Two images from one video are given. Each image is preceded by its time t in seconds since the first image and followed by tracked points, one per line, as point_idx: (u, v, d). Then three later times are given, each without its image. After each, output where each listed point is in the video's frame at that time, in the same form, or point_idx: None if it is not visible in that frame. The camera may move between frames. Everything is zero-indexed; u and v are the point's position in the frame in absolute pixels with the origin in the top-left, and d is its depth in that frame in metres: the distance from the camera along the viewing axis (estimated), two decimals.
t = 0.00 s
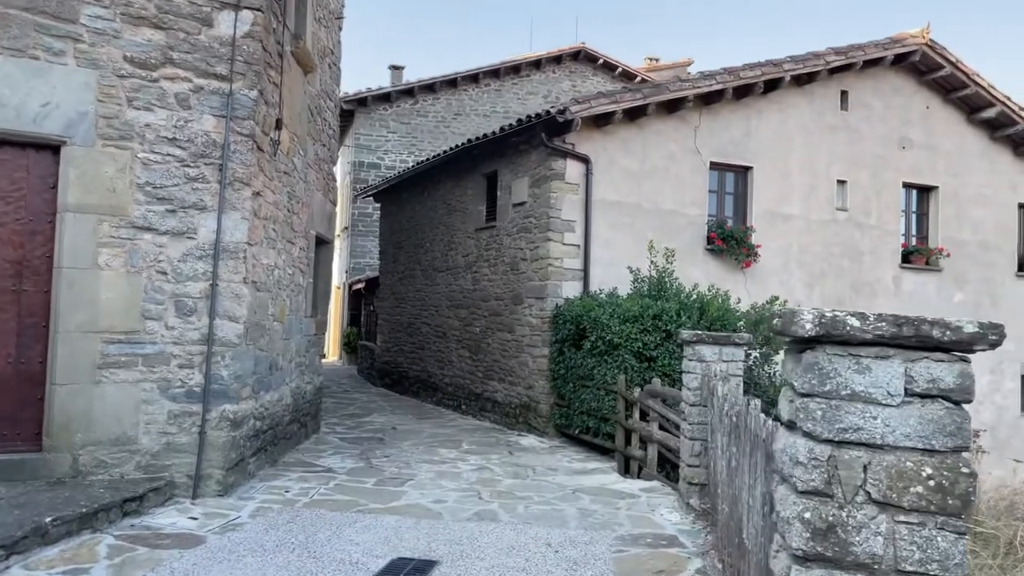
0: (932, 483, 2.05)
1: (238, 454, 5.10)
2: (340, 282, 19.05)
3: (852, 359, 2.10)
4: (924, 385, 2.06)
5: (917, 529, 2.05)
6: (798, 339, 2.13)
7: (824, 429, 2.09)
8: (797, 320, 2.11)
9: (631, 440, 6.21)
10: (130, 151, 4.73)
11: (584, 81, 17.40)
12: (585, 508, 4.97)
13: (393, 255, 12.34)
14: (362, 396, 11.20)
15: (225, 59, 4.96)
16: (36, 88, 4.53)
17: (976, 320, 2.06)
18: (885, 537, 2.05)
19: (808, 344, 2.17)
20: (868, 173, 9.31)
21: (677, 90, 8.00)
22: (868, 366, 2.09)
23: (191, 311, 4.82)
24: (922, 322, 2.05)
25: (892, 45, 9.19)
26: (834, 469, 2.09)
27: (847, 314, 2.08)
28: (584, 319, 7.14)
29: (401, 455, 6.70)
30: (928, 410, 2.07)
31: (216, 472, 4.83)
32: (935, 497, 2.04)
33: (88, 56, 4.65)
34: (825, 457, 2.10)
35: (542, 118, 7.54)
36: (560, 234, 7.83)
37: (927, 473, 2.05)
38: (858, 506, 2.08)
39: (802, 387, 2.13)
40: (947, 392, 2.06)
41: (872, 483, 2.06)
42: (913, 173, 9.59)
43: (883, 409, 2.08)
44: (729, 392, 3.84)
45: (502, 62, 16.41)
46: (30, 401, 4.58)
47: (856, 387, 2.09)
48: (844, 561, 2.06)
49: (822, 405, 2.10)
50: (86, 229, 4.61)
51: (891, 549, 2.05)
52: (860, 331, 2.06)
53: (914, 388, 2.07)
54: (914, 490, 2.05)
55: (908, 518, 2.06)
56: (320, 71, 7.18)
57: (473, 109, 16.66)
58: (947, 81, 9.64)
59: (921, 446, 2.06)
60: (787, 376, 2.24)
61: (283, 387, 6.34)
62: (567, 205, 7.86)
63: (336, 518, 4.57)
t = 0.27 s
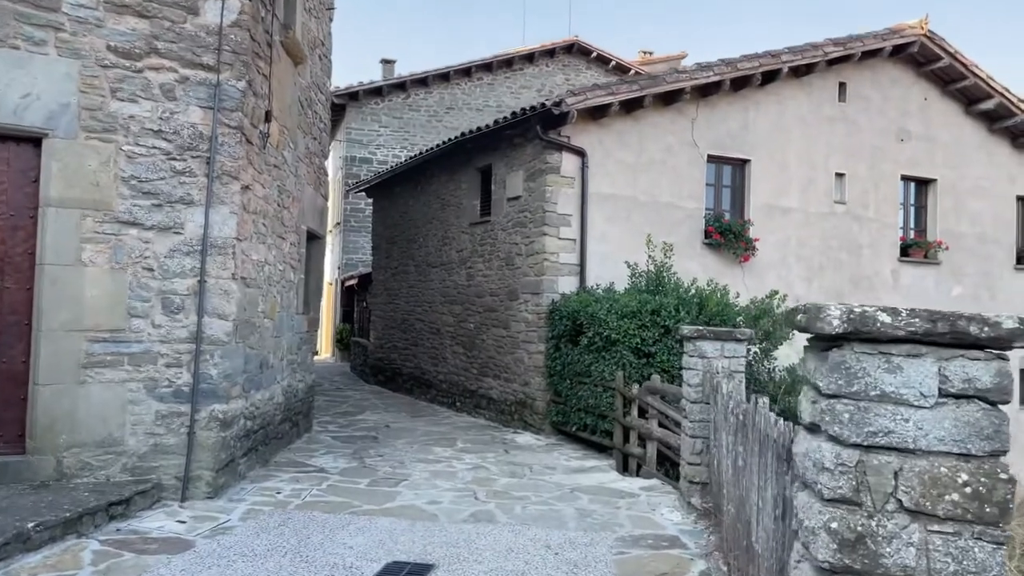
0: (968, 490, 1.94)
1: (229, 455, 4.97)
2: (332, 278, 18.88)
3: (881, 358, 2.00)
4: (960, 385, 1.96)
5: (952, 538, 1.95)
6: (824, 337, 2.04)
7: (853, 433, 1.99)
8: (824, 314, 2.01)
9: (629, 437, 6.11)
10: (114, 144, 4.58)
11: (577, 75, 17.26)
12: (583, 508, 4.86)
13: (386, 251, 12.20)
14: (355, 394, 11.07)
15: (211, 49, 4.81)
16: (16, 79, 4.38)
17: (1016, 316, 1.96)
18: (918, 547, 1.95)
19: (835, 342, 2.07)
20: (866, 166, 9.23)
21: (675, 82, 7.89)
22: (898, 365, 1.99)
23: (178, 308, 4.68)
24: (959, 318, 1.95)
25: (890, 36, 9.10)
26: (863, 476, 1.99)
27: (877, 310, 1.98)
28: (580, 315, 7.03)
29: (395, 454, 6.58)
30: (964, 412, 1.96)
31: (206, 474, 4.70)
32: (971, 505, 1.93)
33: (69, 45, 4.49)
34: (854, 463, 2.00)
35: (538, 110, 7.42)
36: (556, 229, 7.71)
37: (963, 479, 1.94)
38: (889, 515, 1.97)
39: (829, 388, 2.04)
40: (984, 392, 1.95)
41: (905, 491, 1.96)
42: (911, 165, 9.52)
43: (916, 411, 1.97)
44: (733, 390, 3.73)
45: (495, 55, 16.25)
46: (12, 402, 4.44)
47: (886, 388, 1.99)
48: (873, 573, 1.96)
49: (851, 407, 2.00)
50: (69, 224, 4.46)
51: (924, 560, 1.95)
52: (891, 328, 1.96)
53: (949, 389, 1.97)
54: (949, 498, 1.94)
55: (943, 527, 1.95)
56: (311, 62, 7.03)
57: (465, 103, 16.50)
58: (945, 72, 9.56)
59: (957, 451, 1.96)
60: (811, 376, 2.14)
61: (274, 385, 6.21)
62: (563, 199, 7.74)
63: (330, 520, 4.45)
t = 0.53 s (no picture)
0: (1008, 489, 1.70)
1: (219, 450, 4.85)
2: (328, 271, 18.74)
3: (912, 345, 1.75)
4: (999, 374, 1.70)
5: (991, 543, 1.70)
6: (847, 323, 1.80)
7: (880, 428, 1.75)
8: (850, 299, 1.77)
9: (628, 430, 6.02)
10: (98, 130, 4.44)
11: (573, 66, 17.09)
12: (583, 503, 4.75)
13: (381, 243, 12.07)
14: (351, 387, 10.95)
15: (199, 32, 4.67)
16: None
17: None
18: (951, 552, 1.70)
19: (858, 329, 1.83)
20: (866, 155, 9.12)
21: (673, 69, 7.76)
22: (930, 354, 1.74)
23: (166, 300, 4.55)
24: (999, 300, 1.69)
25: (891, 23, 8.97)
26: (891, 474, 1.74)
27: (908, 294, 1.73)
28: (578, 306, 6.91)
29: (390, 448, 6.47)
30: (1004, 404, 1.71)
31: (195, 470, 4.58)
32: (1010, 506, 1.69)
33: (51, 28, 4.35)
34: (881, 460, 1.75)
35: (535, 98, 7.28)
36: (554, 219, 7.59)
37: (1001, 477, 1.70)
38: (919, 516, 1.73)
39: (851, 378, 1.80)
40: None
41: (936, 490, 1.71)
42: (911, 154, 9.41)
43: (949, 404, 1.72)
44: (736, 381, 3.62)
45: (491, 45, 16.08)
46: None
47: (917, 379, 1.74)
48: None
49: (878, 399, 1.76)
50: (53, 213, 4.33)
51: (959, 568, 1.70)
52: (924, 313, 1.71)
53: (986, 379, 1.71)
54: (984, 498, 1.70)
55: (979, 530, 1.70)
56: (303, 50, 6.88)
57: (461, 94, 16.34)
58: (947, 60, 9.45)
59: (996, 447, 1.71)
60: (831, 366, 1.91)
61: (266, 379, 6.09)
62: (561, 188, 7.61)
63: (323, 517, 4.33)
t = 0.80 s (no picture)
0: None
1: (207, 444, 4.71)
2: (323, 261, 18.57)
3: (950, 338, 1.60)
4: None
5: None
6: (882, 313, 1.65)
7: (915, 428, 1.61)
8: (882, 287, 1.62)
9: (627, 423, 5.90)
10: (78, 113, 4.28)
11: (571, 54, 16.89)
12: (581, 498, 4.63)
13: (376, 232, 11.90)
14: (346, 379, 10.82)
15: (183, 12, 4.50)
16: None
17: None
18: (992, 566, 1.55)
19: (892, 319, 1.68)
20: (869, 142, 8.97)
21: (674, 54, 7.59)
22: (971, 347, 1.59)
23: (150, 290, 4.40)
24: None
25: (895, 8, 8.80)
26: (926, 480, 1.60)
27: (948, 280, 1.56)
28: (577, 297, 6.77)
29: (384, 441, 6.34)
30: None
31: (182, 465, 4.44)
32: None
33: (29, 7, 4.18)
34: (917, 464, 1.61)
35: (532, 84, 7.12)
36: (551, 207, 7.44)
37: None
38: (958, 527, 1.58)
39: (884, 373, 1.66)
40: None
41: (977, 497, 1.56)
42: (915, 142, 9.26)
43: (992, 403, 1.57)
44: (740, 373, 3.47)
45: (488, 33, 15.86)
46: None
47: (955, 375, 1.59)
48: None
49: (914, 397, 1.62)
50: (31, 199, 4.17)
51: None
52: (964, 302, 1.54)
53: None
54: None
55: None
56: (294, 33, 6.70)
57: (457, 82, 16.14)
58: (951, 46, 9.29)
59: None
60: (858, 360, 1.78)
61: (257, 371, 5.95)
62: (558, 176, 7.46)
63: (313, 513, 4.20)
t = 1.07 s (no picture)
0: None
1: (200, 437, 4.60)
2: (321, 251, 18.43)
3: (993, 334, 1.50)
4: None
5: None
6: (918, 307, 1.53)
7: (958, 433, 1.49)
8: (922, 276, 1.50)
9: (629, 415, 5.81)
10: (63, 98, 4.15)
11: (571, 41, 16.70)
12: (582, 493, 4.53)
13: (374, 222, 11.77)
14: (344, 369, 10.72)
15: None
16: None
17: None
18: None
19: (927, 312, 1.56)
20: (874, 130, 8.83)
21: (676, 40, 7.44)
22: (1017, 344, 1.49)
23: (139, 280, 4.28)
24: None
25: None
26: (968, 489, 1.49)
27: (995, 270, 1.46)
28: (577, 287, 6.65)
29: (381, 433, 6.23)
30: None
31: (173, 460, 4.33)
32: None
33: None
34: (959, 472, 1.49)
35: (532, 70, 6.97)
36: (552, 196, 7.32)
37: None
38: (1001, 541, 1.48)
39: (920, 372, 1.54)
40: None
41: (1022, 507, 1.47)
42: (920, 130, 9.12)
43: None
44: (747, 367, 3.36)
45: (487, 20, 15.67)
46: None
47: (1002, 373, 1.48)
48: None
49: (956, 398, 1.50)
50: (15, 186, 4.05)
51: None
52: (1013, 294, 1.44)
53: None
54: None
55: None
56: (288, 17, 6.55)
57: (456, 70, 15.96)
58: (957, 32, 9.13)
59: None
60: (890, 358, 1.65)
61: (251, 362, 5.84)
62: (558, 164, 7.33)
63: (308, 509, 4.09)
